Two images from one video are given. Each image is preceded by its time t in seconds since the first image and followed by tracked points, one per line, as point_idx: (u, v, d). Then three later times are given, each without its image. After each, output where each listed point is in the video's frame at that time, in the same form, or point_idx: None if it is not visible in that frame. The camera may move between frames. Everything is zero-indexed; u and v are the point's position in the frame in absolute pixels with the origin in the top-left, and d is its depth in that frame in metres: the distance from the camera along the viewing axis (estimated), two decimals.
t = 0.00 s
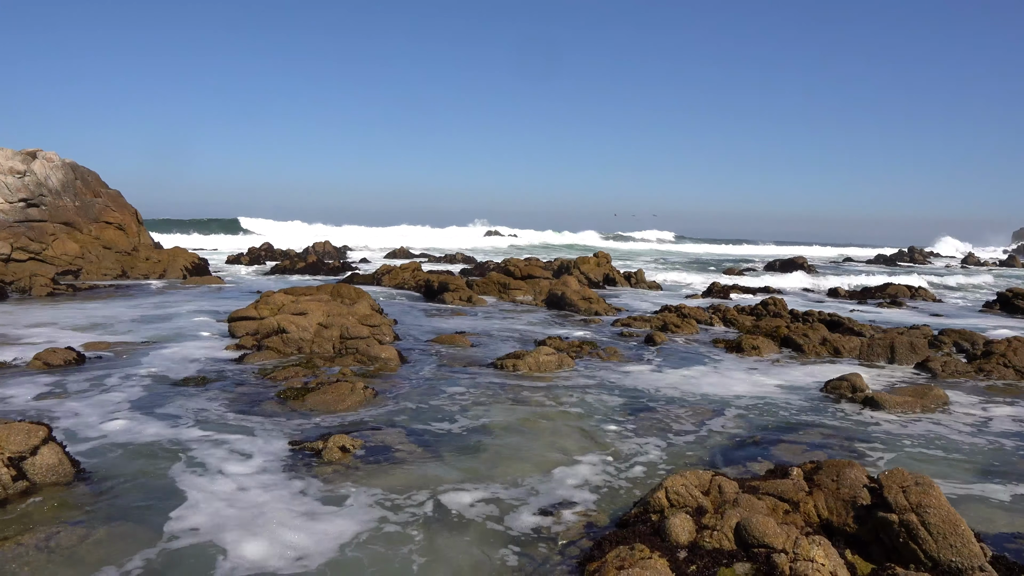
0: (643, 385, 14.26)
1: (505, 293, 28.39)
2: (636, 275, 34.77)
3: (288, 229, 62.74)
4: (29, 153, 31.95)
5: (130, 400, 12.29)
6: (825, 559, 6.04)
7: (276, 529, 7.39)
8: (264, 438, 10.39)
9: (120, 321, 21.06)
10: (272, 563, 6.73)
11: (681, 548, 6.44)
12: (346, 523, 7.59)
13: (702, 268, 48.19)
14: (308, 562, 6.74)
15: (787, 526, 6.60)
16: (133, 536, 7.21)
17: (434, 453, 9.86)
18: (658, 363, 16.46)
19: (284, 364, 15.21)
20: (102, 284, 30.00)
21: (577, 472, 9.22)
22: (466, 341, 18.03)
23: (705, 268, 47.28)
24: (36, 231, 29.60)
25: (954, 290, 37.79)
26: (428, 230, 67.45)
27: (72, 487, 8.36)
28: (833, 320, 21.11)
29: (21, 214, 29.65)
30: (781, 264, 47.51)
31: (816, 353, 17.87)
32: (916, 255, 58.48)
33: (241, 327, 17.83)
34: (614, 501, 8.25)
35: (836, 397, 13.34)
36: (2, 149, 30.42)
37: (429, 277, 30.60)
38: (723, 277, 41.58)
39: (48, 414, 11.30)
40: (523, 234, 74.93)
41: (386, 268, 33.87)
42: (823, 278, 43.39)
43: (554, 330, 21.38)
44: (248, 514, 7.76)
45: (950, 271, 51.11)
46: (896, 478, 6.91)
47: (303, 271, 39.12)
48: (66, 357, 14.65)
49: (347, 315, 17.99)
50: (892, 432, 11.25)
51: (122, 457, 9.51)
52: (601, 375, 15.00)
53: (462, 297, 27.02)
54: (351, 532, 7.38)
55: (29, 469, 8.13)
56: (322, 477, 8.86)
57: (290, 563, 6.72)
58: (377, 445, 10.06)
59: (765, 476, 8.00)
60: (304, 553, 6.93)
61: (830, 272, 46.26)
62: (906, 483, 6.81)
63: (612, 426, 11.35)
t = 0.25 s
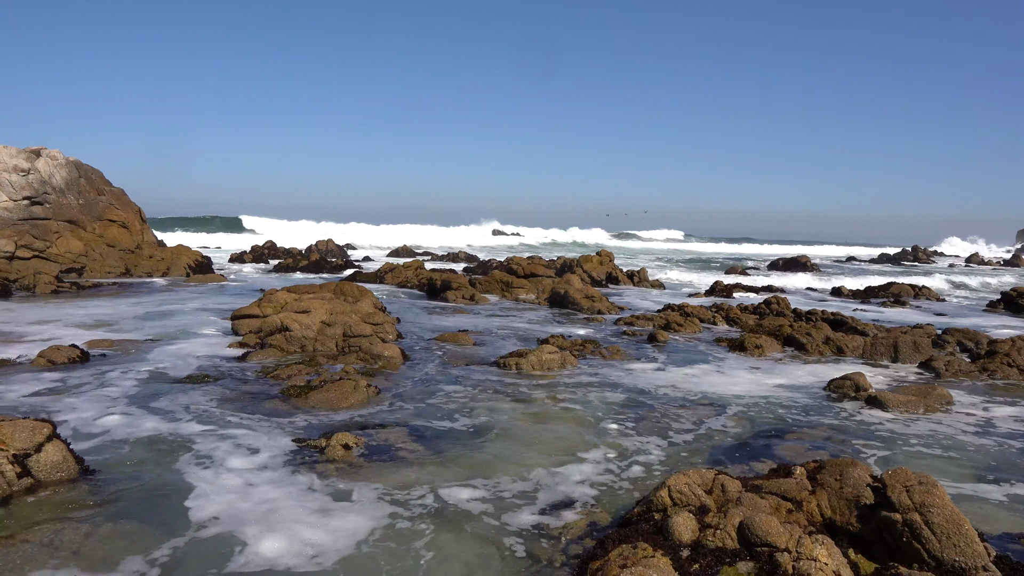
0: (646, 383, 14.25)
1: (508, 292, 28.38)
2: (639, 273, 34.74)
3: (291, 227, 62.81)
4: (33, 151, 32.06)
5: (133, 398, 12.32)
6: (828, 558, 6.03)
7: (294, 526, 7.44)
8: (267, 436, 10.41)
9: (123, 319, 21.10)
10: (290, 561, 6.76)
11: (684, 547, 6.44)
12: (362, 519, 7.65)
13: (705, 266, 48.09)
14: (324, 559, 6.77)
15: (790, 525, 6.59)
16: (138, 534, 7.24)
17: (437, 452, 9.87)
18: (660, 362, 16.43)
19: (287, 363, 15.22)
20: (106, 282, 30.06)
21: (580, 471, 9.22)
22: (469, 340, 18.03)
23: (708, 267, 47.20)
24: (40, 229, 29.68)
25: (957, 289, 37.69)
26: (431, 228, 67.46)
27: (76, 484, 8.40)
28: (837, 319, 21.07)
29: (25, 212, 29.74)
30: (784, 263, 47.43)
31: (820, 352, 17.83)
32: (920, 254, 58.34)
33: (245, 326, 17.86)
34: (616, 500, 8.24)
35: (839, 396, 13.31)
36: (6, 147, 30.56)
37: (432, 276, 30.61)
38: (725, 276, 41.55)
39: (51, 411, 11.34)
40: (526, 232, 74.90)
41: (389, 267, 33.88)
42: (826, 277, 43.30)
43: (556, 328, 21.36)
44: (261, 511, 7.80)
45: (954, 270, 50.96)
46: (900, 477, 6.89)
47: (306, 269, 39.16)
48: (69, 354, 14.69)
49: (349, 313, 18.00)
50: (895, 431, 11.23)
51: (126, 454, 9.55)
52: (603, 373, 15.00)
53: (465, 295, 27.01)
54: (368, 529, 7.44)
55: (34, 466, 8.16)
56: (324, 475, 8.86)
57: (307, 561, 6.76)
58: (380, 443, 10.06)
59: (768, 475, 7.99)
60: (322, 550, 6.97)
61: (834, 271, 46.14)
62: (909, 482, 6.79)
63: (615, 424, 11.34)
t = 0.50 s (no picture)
0: (647, 383, 14.24)
1: (508, 291, 28.38)
2: (639, 272, 34.71)
3: (292, 225, 62.81)
4: (34, 149, 32.08)
5: (134, 396, 12.33)
6: (829, 558, 6.03)
7: (309, 523, 7.47)
8: (268, 434, 10.41)
9: (124, 316, 21.11)
10: (301, 558, 6.78)
11: (684, 546, 6.45)
12: (371, 516, 7.69)
13: (705, 266, 48.07)
14: (334, 557, 6.79)
15: (790, 524, 6.60)
16: (139, 532, 7.24)
17: (438, 450, 9.87)
18: (661, 361, 16.44)
19: (288, 361, 15.23)
20: (107, 280, 30.05)
21: (580, 470, 9.22)
22: (469, 338, 18.03)
23: (708, 266, 47.16)
24: (41, 227, 29.66)
25: (959, 289, 37.67)
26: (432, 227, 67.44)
27: (76, 483, 8.40)
28: (837, 319, 21.08)
29: (26, 210, 29.77)
30: (785, 262, 47.39)
31: (820, 352, 17.83)
32: (921, 254, 58.29)
33: (245, 323, 17.87)
34: (617, 499, 8.25)
35: (839, 395, 13.32)
36: (7, 144, 30.53)
37: (433, 274, 30.61)
38: (726, 275, 41.54)
39: (52, 409, 11.35)
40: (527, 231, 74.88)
41: (390, 265, 33.89)
42: (827, 276, 43.26)
43: (557, 327, 21.37)
44: (268, 508, 7.81)
45: (955, 270, 50.92)
46: (900, 476, 6.90)
47: (306, 268, 39.18)
48: (70, 352, 14.70)
49: (350, 311, 18.01)
50: (895, 430, 11.24)
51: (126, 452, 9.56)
52: (604, 372, 14.99)
53: (465, 294, 27.02)
54: (378, 526, 7.47)
55: (34, 464, 8.16)
56: (325, 473, 8.87)
57: (318, 558, 6.78)
58: (380, 441, 10.07)
59: (768, 474, 7.99)
60: (335, 548, 6.99)
61: (835, 271, 46.10)
62: (909, 482, 6.80)
63: (616, 423, 11.35)
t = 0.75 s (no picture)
0: (647, 383, 14.22)
1: (508, 291, 28.37)
2: (639, 272, 34.69)
3: (291, 225, 62.80)
4: (34, 148, 32.08)
5: (133, 395, 12.32)
6: (828, 558, 6.02)
7: (320, 522, 7.47)
8: (267, 434, 10.39)
9: (123, 316, 21.09)
10: (307, 558, 6.77)
11: (683, 546, 6.44)
12: (378, 515, 7.70)
13: (705, 266, 48.04)
14: (341, 556, 6.79)
15: (790, 525, 6.59)
16: (138, 532, 7.22)
17: (437, 450, 9.86)
18: (660, 361, 16.43)
19: (287, 360, 15.21)
20: (106, 279, 30.02)
21: (579, 470, 9.21)
22: (469, 338, 18.01)
23: (708, 267, 47.14)
24: (40, 226, 29.57)
25: (958, 289, 37.67)
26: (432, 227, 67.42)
27: (75, 481, 8.38)
28: (837, 319, 21.07)
29: (25, 209, 29.78)
30: (785, 262, 47.38)
31: (820, 352, 17.82)
32: (920, 254, 58.29)
33: (245, 323, 17.85)
34: (617, 498, 8.24)
35: (839, 396, 13.30)
36: (7, 143, 30.50)
37: (432, 274, 30.59)
38: (726, 275, 41.55)
39: (50, 408, 11.33)
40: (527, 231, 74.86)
41: (389, 264, 33.88)
42: (826, 276, 43.28)
43: (557, 327, 21.35)
44: (279, 506, 7.85)
45: (955, 270, 50.90)
46: (900, 477, 6.89)
47: (306, 267, 39.18)
48: (70, 351, 14.69)
49: (350, 311, 17.99)
50: (895, 431, 11.23)
51: (124, 451, 9.53)
52: (604, 372, 14.96)
53: (465, 293, 27.00)
54: (387, 524, 7.49)
55: (34, 463, 8.15)
56: (324, 473, 8.86)
57: (325, 557, 6.77)
58: (379, 441, 10.05)
59: (767, 475, 7.99)
60: (342, 547, 6.99)
61: (834, 272, 46.09)
62: (909, 483, 6.79)
63: (615, 423, 11.33)
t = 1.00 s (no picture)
0: (649, 382, 14.21)
1: (510, 290, 28.37)
2: (641, 272, 34.65)
3: (293, 224, 62.84)
4: (36, 147, 32.16)
5: (135, 394, 12.34)
6: (829, 557, 6.03)
7: (335, 521, 7.50)
8: (269, 433, 10.40)
9: (125, 315, 21.12)
10: (314, 557, 6.79)
11: (685, 545, 6.45)
12: (389, 514, 7.73)
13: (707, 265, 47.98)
14: (351, 555, 6.81)
15: (792, 524, 6.60)
16: (142, 531, 7.23)
17: (439, 449, 9.87)
18: (662, 360, 16.42)
19: (289, 359, 15.22)
20: (109, 278, 30.06)
21: (581, 469, 9.21)
22: (471, 337, 18.02)
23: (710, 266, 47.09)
24: (43, 225, 29.68)
25: (961, 288, 37.59)
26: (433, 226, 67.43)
27: (78, 480, 8.40)
28: (839, 318, 21.04)
29: (28, 208, 29.80)
30: (787, 262, 47.31)
31: (822, 352, 17.80)
32: (922, 253, 58.19)
33: (247, 322, 17.87)
34: (619, 497, 8.24)
35: (841, 395, 13.29)
36: (10, 143, 30.57)
37: (434, 273, 30.60)
38: (728, 274, 41.51)
39: (53, 407, 11.36)
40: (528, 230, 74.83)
41: (391, 264, 33.89)
42: (828, 275, 43.23)
43: (558, 326, 21.35)
44: (294, 503, 7.92)
45: (957, 270, 50.80)
46: (901, 476, 6.89)
47: (308, 266, 39.21)
48: (73, 350, 14.73)
49: (352, 310, 18.00)
50: (897, 430, 11.22)
51: (127, 450, 9.55)
52: (606, 371, 14.95)
53: (467, 292, 27.00)
54: (401, 522, 7.54)
55: (37, 461, 8.18)
56: (326, 472, 8.86)
57: (333, 557, 6.79)
58: (382, 440, 10.06)
59: (769, 473, 7.99)
60: (353, 546, 7.01)
61: (837, 271, 46.02)
62: (911, 482, 6.79)
63: (617, 422, 11.34)
